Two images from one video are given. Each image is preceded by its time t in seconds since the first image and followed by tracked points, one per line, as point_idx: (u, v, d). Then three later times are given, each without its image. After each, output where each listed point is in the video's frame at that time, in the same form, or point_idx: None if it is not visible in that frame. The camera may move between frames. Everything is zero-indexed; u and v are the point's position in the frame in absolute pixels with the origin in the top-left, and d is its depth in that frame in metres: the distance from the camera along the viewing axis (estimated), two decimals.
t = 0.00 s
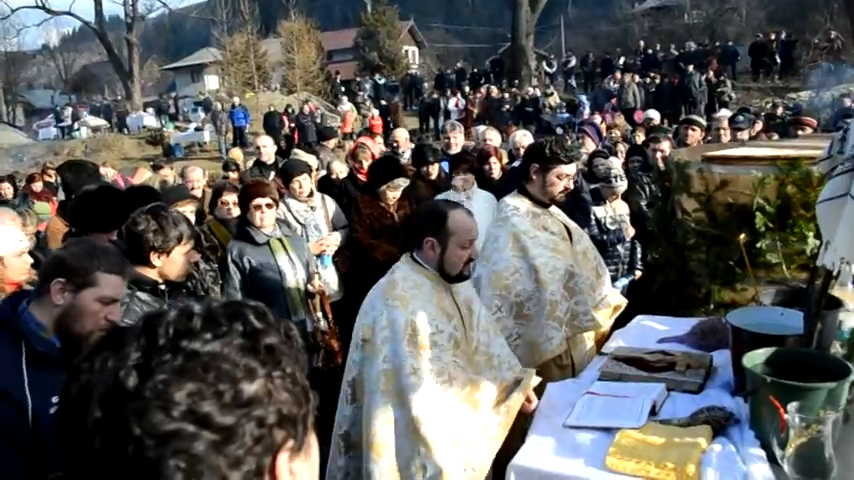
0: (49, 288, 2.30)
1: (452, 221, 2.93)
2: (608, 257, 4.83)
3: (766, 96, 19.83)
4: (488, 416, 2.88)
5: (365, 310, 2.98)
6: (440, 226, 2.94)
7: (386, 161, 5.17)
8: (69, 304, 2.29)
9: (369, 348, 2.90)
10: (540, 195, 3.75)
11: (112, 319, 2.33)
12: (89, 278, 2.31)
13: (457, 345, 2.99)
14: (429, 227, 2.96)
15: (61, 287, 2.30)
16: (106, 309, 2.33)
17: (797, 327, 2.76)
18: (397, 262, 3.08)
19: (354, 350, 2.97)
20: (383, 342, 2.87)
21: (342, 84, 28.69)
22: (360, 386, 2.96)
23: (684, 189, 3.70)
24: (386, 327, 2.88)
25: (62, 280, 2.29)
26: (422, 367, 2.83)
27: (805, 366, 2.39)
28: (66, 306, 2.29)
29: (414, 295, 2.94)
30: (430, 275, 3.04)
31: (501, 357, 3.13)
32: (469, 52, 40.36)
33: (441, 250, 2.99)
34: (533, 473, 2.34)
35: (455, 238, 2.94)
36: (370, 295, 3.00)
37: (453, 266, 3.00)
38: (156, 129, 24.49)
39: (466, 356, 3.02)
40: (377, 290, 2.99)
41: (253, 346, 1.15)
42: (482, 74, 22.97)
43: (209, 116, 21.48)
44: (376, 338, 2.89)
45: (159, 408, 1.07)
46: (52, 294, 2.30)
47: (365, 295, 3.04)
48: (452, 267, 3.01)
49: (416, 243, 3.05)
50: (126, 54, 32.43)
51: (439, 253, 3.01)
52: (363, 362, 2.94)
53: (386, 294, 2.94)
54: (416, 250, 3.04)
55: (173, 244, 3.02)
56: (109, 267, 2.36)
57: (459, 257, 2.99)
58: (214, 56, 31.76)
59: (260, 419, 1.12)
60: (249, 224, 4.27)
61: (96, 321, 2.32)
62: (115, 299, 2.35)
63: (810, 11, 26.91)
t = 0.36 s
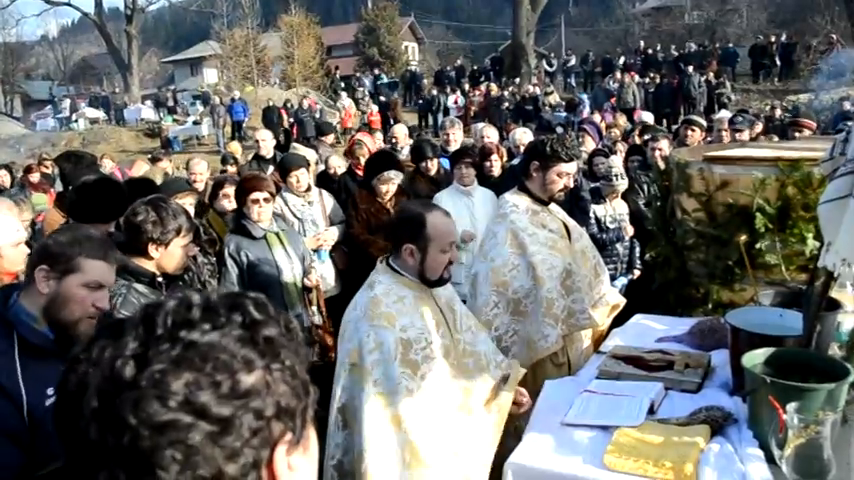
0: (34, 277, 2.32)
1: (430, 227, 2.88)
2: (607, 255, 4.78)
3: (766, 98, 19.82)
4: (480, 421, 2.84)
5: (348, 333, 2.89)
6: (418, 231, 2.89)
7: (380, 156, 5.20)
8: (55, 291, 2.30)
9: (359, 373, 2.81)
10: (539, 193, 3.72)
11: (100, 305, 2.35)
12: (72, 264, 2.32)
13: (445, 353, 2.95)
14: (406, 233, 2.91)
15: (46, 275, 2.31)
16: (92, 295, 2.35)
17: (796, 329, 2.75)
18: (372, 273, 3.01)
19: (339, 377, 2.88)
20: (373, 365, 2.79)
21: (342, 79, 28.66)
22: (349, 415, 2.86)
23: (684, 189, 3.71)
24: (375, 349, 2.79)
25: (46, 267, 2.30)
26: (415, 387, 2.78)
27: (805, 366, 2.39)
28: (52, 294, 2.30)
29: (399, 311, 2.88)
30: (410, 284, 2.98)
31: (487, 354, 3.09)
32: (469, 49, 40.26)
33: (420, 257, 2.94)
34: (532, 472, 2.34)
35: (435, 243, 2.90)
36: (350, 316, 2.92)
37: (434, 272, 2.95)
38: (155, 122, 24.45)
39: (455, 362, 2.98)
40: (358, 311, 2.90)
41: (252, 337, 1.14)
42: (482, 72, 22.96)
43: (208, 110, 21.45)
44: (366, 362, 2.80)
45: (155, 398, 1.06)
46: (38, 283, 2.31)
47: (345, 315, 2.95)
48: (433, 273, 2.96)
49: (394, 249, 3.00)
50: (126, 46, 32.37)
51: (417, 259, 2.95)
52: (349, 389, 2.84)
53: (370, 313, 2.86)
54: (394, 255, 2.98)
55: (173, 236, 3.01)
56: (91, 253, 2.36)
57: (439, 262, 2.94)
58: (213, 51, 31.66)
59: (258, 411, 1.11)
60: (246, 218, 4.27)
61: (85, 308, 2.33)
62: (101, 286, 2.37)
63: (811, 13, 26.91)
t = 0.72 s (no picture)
0: (15, 279, 2.31)
1: (424, 218, 2.83)
2: (607, 252, 4.81)
3: (765, 97, 19.82)
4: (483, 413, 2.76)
5: (353, 335, 2.72)
6: (412, 224, 2.83)
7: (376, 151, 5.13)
8: (38, 290, 2.28)
9: (372, 373, 2.63)
10: (539, 189, 3.73)
11: (87, 298, 2.34)
12: (50, 261, 2.31)
13: (449, 346, 2.83)
14: (400, 226, 2.84)
15: (25, 276, 2.29)
16: (77, 289, 2.33)
17: (798, 325, 2.76)
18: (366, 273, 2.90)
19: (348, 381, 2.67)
20: (387, 361, 2.62)
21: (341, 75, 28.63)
22: (363, 423, 2.64)
23: (685, 187, 3.70)
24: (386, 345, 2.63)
25: (26, 267, 2.29)
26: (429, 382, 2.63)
27: (807, 363, 2.39)
28: (36, 293, 2.28)
29: (404, 307, 2.75)
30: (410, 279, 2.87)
31: (486, 342, 2.99)
32: (468, 46, 40.25)
33: (418, 249, 2.85)
34: (533, 467, 2.37)
35: (431, 235, 2.84)
36: (353, 317, 2.76)
37: (432, 264, 2.87)
38: (154, 117, 24.44)
39: (458, 353, 2.87)
40: (361, 311, 2.75)
41: (248, 334, 1.10)
42: (481, 69, 22.97)
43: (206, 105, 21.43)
44: (378, 360, 2.62)
45: (140, 393, 1.04)
46: (20, 285, 2.29)
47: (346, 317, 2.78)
48: (431, 266, 2.88)
49: (388, 247, 2.91)
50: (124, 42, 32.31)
51: (415, 254, 2.86)
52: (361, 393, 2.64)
53: (375, 311, 2.72)
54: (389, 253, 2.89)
55: (173, 230, 3.00)
56: (69, 247, 2.34)
57: (437, 254, 2.87)
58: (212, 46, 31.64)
59: (244, 413, 1.06)
60: (243, 213, 4.26)
61: (72, 302, 2.31)
62: (84, 277, 2.35)
63: (810, 12, 26.94)
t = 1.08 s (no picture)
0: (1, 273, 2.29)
1: (446, 204, 2.84)
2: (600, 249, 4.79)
3: (756, 94, 19.86)
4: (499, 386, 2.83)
5: (378, 306, 2.80)
6: (435, 211, 2.86)
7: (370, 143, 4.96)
8: (25, 281, 2.27)
9: (394, 338, 2.70)
10: (534, 183, 3.74)
11: (76, 286, 2.33)
12: (34, 250, 2.29)
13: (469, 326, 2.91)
14: (423, 213, 2.87)
15: (11, 269, 2.28)
16: (67, 277, 2.32)
17: (791, 320, 2.77)
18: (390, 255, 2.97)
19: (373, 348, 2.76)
20: (409, 326, 2.69)
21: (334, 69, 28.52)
22: (387, 388, 2.71)
23: (679, 182, 3.71)
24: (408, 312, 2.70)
25: (11, 260, 2.28)
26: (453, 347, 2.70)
27: (804, 359, 2.38)
28: (23, 284, 2.27)
29: (429, 284, 2.83)
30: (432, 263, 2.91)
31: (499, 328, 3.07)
32: (460, 42, 40.17)
33: (439, 235, 2.89)
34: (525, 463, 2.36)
35: (453, 221, 2.86)
36: (377, 291, 2.85)
37: (452, 250, 2.91)
38: (144, 111, 24.30)
39: (477, 334, 2.95)
40: (385, 285, 2.83)
41: (254, 321, 1.12)
42: (474, 64, 22.92)
43: (198, 99, 21.32)
44: (401, 325, 2.70)
45: (143, 377, 1.08)
46: (6, 277, 2.28)
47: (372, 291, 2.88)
48: (451, 251, 2.92)
49: (411, 233, 2.95)
50: (114, 34, 32.08)
51: (438, 239, 2.90)
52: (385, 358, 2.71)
53: (400, 285, 2.81)
54: (413, 239, 2.93)
55: (164, 224, 2.97)
56: (51, 235, 2.33)
57: (457, 240, 2.90)
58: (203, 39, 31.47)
59: (247, 400, 1.08)
60: (233, 206, 4.22)
61: (61, 294, 2.29)
62: (72, 264, 2.34)
63: (803, 9, 27.02)
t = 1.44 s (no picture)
0: None
1: (447, 180, 2.63)
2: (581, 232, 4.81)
3: (732, 87, 20.00)
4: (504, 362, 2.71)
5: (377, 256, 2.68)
6: (437, 185, 2.64)
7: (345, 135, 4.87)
8: None
9: (398, 276, 2.55)
10: (515, 174, 3.71)
11: (49, 280, 2.28)
12: (8, 242, 2.23)
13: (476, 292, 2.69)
14: (424, 188, 2.67)
15: None
16: (38, 270, 2.26)
17: (767, 310, 2.77)
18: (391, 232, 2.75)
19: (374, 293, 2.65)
20: (407, 259, 2.55)
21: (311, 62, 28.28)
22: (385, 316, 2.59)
23: (657, 173, 3.74)
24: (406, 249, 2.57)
25: None
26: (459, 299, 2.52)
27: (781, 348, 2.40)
28: None
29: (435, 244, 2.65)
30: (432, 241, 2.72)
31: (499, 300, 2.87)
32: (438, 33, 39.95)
33: (440, 212, 2.68)
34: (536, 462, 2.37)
35: (453, 198, 2.65)
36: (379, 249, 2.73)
37: (454, 228, 2.71)
38: (118, 103, 23.92)
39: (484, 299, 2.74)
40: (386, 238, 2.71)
41: (266, 293, 1.14)
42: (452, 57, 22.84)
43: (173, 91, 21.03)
44: (402, 260, 2.56)
45: (162, 339, 1.08)
46: None
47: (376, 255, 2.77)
48: (453, 230, 2.71)
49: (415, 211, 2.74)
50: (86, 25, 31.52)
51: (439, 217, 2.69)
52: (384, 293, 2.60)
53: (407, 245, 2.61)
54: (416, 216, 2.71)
55: (131, 216, 2.91)
56: (26, 228, 2.27)
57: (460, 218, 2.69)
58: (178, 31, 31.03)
59: (262, 365, 1.09)
60: (208, 199, 4.17)
61: (33, 287, 2.25)
62: (44, 258, 2.28)
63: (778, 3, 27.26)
